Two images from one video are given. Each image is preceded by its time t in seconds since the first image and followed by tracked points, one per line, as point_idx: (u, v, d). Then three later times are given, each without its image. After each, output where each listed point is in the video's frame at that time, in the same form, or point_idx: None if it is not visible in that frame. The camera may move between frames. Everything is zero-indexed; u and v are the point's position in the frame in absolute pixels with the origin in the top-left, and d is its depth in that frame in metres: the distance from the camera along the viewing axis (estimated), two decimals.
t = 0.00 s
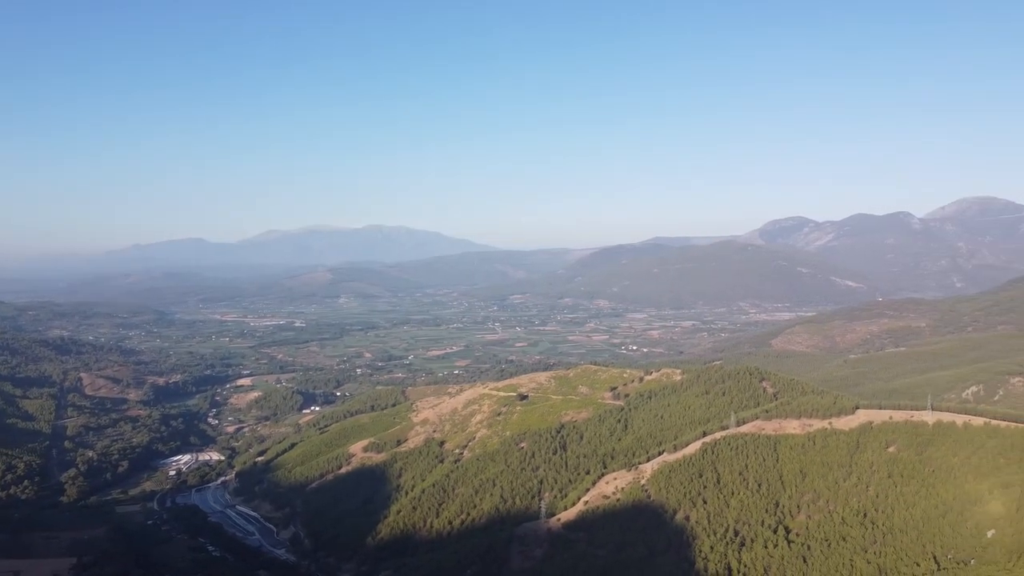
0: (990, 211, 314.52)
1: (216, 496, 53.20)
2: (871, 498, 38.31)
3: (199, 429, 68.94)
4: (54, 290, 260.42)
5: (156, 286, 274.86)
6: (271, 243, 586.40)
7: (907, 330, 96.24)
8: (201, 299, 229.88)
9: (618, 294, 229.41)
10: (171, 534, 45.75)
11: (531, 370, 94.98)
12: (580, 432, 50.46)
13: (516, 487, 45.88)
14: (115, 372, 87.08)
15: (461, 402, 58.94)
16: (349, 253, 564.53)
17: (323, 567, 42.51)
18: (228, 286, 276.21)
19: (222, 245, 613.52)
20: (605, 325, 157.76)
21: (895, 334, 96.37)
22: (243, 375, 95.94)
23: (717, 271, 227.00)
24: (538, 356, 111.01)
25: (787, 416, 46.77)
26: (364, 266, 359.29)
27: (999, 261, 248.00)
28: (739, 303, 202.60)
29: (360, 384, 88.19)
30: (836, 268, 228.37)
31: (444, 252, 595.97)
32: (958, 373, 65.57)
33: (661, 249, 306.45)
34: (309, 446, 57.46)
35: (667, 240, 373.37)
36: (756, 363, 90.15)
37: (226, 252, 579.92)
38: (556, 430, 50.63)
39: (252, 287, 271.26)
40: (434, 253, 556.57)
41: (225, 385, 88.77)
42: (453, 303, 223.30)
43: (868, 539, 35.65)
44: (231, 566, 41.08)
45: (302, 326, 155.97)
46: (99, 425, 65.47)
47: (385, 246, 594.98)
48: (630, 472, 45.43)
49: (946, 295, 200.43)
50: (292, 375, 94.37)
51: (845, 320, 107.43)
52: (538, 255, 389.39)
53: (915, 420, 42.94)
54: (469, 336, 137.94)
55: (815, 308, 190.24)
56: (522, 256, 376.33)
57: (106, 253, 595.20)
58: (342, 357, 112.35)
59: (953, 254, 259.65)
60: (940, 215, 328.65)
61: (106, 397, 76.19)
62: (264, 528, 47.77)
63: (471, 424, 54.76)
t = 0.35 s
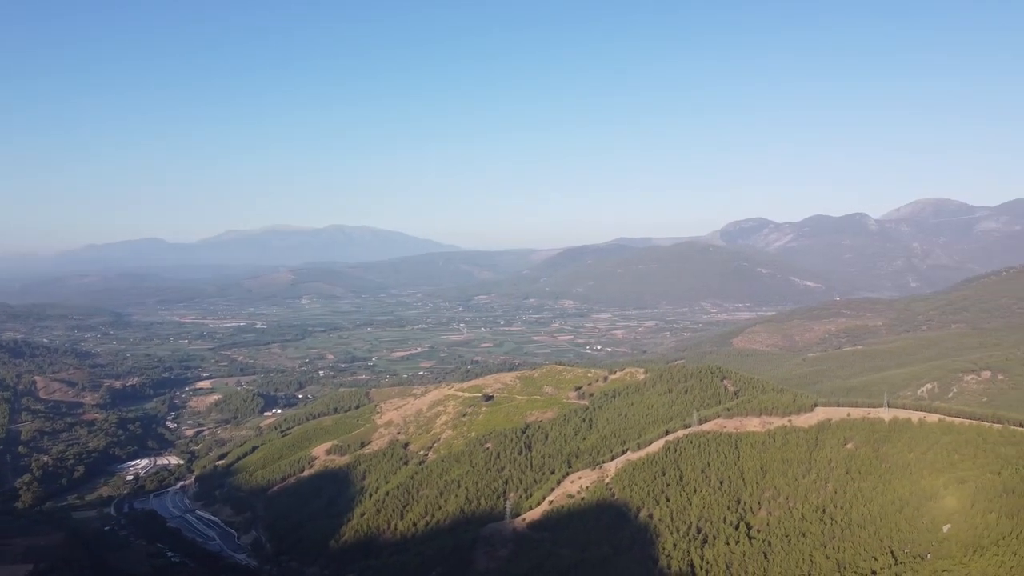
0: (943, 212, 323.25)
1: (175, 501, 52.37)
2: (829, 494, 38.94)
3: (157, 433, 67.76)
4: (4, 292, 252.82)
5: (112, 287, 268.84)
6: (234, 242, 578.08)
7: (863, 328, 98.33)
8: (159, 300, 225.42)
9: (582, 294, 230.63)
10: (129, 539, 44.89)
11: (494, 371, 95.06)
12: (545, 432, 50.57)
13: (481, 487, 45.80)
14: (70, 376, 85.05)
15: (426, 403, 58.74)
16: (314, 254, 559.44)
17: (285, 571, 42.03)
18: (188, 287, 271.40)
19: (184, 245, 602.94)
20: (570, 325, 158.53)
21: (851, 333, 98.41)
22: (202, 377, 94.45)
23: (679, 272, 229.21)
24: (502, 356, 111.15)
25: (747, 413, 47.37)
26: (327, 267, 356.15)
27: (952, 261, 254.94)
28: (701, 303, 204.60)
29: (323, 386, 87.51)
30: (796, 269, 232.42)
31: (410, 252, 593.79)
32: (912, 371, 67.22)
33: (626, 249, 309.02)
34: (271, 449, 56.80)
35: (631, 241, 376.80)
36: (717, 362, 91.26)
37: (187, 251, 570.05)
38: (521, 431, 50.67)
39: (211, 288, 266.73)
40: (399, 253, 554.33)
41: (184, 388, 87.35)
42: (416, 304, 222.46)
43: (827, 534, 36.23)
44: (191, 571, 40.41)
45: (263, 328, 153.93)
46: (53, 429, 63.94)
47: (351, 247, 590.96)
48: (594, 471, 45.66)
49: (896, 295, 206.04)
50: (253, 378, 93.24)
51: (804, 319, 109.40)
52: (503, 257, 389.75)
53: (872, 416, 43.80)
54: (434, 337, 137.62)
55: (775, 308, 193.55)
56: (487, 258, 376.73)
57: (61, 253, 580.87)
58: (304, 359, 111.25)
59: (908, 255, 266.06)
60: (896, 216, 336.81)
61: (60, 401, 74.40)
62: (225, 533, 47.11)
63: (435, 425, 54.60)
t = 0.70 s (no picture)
0: (899, 212, 330.80)
1: (133, 506, 51.53)
2: (789, 490, 39.52)
3: (114, 437, 66.57)
4: None
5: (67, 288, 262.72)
6: (197, 242, 568.61)
7: (821, 327, 100.10)
8: (116, 302, 220.89)
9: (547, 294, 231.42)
10: (85, 545, 44.02)
11: (458, 372, 95.06)
12: (510, 432, 50.62)
13: (445, 488, 45.67)
14: (23, 379, 83.00)
15: (389, 405, 58.47)
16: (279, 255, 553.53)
17: None
18: (146, 288, 265.97)
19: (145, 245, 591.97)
20: (535, 325, 159.02)
21: (810, 331, 100.18)
22: (160, 380, 92.91)
23: (642, 274, 230.97)
24: (467, 357, 111.09)
25: (709, 411, 47.93)
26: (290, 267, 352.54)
27: (908, 261, 260.72)
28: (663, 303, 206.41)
29: (285, 388, 86.67)
30: (757, 269, 235.79)
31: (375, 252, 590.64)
32: (869, 369, 68.66)
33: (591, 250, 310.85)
34: (232, 452, 56.09)
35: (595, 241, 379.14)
36: (680, 361, 92.23)
37: (148, 251, 559.51)
38: (486, 431, 50.65)
39: (171, 288, 262.37)
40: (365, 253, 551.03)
41: (141, 391, 85.86)
42: (380, 305, 221.24)
43: (787, 530, 36.76)
44: None
45: (223, 329, 151.79)
46: (5, 433, 62.44)
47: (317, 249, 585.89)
48: (559, 470, 45.81)
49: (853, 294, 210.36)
50: (213, 380, 92.01)
51: (764, 318, 111.05)
52: (468, 259, 388.95)
53: (830, 414, 44.56)
54: (398, 338, 137.07)
55: (736, 307, 196.25)
56: (452, 258, 376.04)
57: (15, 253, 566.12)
58: (265, 361, 110.07)
59: (865, 255, 271.46)
60: (854, 217, 343.70)
61: (12, 405, 72.58)
62: (184, 539, 46.46)
63: (400, 427, 54.38)
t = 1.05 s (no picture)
0: (856, 213, 338.18)
1: (90, 512, 50.59)
2: (750, 487, 40.04)
3: (69, 441, 65.20)
4: None
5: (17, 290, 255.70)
6: (158, 242, 557.74)
7: (781, 326, 101.83)
8: (71, 304, 215.69)
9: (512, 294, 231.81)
10: (40, 552, 43.05)
11: (420, 372, 94.81)
12: (475, 432, 50.60)
13: (410, 490, 45.48)
14: None
15: (353, 407, 58.13)
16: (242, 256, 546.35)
17: None
18: (102, 290, 259.75)
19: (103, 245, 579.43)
20: (500, 325, 159.19)
21: (770, 330, 101.88)
22: (117, 383, 91.10)
23: (606, 274, 232.61)
24: (432, 358, 110.82)
25: (672, 410, 48.48)
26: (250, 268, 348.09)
27: (864, 261, 266.56)
28: (627, 303, 208.08)
29: (246, 391, 85.68)
30: (719, 270, 239.08)
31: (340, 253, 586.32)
32: (827, 367, 69.99)
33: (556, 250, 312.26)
34: (192, 456, 55.25)
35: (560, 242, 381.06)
36: (642, 360, 93.08)
37: (106, 251, 547.46)
38: (451, 432, 50.59)
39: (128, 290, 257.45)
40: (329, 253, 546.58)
41: (97, 395, 84.15)
42: (343, 305, 219.61)
43: (748, 526, 37.25)
44: None
45: (182, 331, 149.26)
46: None
47: (281, 250, 579.69)
48: (524, 470, 45.92)
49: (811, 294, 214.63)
50: (171, 383, 90.61)
51: (726, 317, 112.63)
52: (432, 259, 387.53)
53: (790, 411, 45.33)
54: (361, 339, 136.22)
55: (698, 307, 198.84)
56: (417, 259, 374.98)
57: None
58: (224, 363, 108.56)
59: (824, 256, 276.91)
60: (813, 218, 350.54)
61: None
62: (143, 544, 45.73)
63: (363, 429, 54.07)
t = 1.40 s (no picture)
0: (814, 213, 345.02)
1: (44, 518, 49.42)
2: (712, 484, 40.48)
3: (22, 446, 63.56)
4: None
5: None
6: (116, 242, 545.29)
7: (741, 325, 103.35)
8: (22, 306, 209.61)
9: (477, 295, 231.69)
10: None
11: (383, 373, 94.20)
12: (440, 434, 50.43)
13: (374, 492, 45.14)
14: None
15: (315, 409, 57.58)
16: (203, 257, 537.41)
17: None
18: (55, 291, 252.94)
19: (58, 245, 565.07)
20: (464, 326, 158.94)
21: (731, 329, 103.33)
22: (71, 386, 88.95)
23: (571, 275, 233.84)
24: (396, 359, 110.23)
25: (635, 409, 48.92)
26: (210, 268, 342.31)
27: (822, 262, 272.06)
28: (592, 303, 209.37)
29: (205, 393, 84.33)
30: (682, 270, 241.96)
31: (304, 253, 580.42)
32: (786, 365, 71.20)
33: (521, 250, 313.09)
34: (150, 460, 54.19)
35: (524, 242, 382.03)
36: (606, 360, 93.68)
37: (62, 251, 533.93)
38: (415, 434, 50.37)
39: (83, 291, 251.26)
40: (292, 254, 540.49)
41: (50, 398, 82.06)
42: (305, 307, 217.32)
43: (710, 523, 37.64)
44: None
45: (139, 333, 146.20)
46: None
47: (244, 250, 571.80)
48: (489, 471, 45.87)
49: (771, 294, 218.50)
50: (128, 386, 88.74)
51: (688, 317, 113.93)
52: (396, 260, 384.84)
53: (750, 409, 46.01)
54: (324, 341, 134.91)
55: (660, 307, 201.05)
56: (380, 259, 372.87)
57: None
58: (183, 365, 106.65)
59: (783, 257, 281.83)
60: (773, 218, 356.77)
61: None
62: (100, 550, 44.78)
63: (326, 431, 53.59)
